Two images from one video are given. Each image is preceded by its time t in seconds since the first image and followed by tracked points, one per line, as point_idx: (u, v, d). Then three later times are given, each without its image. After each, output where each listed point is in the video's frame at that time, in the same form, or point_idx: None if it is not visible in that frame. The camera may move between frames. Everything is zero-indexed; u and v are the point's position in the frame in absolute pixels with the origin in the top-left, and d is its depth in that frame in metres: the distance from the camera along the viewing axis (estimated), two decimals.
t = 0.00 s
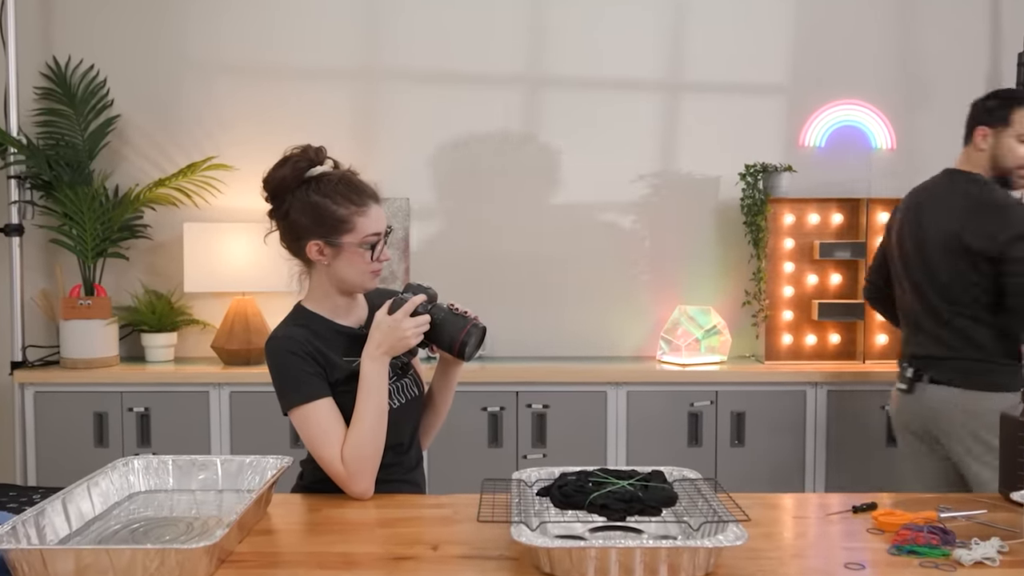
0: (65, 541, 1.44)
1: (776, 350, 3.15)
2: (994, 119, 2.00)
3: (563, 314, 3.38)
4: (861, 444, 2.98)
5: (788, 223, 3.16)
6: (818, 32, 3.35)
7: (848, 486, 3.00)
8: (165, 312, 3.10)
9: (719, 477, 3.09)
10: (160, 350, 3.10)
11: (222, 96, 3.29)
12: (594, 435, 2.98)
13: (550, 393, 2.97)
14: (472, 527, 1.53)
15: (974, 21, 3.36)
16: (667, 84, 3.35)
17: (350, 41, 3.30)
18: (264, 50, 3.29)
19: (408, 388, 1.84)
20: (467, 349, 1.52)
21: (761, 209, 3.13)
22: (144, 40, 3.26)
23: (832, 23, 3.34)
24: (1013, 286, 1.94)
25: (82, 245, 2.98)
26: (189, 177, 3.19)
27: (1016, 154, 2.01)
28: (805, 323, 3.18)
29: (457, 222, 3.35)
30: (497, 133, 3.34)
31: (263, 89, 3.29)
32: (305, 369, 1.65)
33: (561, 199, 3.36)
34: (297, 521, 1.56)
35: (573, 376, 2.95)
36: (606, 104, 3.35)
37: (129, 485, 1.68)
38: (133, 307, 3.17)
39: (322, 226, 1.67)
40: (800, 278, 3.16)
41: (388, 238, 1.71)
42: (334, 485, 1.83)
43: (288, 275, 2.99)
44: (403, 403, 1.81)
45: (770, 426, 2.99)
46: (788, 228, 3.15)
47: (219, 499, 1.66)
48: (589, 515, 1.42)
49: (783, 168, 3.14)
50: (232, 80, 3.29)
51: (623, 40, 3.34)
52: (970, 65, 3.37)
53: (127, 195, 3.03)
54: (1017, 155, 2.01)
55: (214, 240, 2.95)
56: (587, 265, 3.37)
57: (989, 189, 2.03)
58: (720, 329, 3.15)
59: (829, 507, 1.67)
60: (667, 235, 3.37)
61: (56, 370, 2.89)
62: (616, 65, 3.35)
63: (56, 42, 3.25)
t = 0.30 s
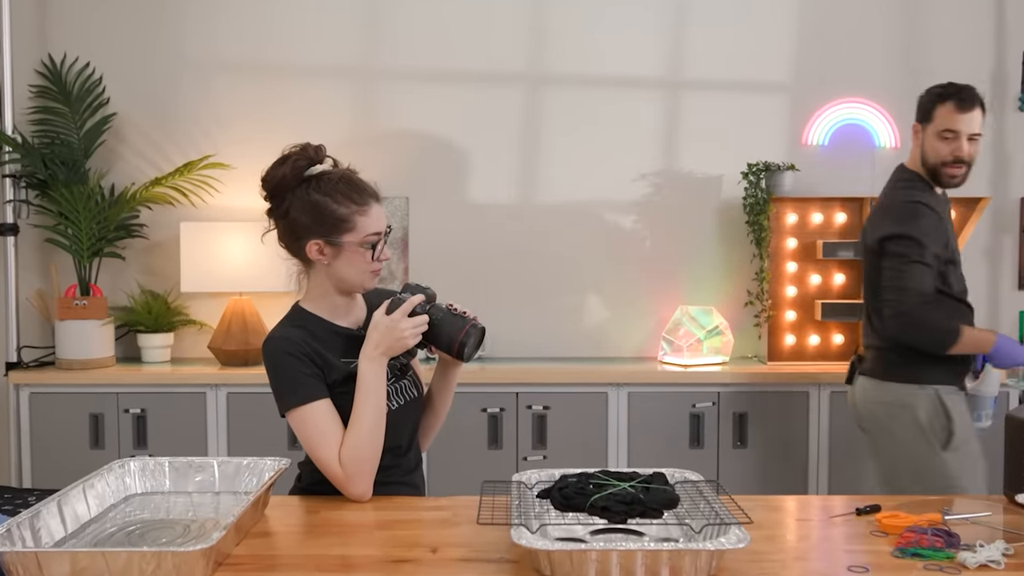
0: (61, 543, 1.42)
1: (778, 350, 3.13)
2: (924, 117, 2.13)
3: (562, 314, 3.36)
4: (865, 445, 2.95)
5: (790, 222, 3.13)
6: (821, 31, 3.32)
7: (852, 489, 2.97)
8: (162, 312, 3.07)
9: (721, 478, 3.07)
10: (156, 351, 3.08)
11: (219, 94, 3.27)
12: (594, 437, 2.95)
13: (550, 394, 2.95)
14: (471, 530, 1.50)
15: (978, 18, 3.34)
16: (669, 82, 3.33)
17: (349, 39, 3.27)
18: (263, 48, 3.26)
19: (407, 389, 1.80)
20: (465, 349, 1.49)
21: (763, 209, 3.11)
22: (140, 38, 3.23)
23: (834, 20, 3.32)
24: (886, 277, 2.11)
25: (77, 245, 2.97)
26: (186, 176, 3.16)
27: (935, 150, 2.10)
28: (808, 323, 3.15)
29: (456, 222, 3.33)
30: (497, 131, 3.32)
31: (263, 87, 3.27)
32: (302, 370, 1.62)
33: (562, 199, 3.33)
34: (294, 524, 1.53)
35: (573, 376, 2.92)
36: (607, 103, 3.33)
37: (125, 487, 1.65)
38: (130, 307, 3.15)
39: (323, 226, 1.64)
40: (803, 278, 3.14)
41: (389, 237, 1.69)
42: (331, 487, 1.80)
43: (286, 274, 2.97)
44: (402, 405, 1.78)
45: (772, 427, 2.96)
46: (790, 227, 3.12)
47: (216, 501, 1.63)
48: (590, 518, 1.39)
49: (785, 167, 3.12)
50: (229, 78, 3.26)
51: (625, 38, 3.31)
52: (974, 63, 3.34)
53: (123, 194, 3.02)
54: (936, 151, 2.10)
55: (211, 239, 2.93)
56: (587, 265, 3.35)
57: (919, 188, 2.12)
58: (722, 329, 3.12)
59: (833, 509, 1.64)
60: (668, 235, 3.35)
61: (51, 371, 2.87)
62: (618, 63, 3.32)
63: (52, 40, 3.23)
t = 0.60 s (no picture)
0: (56, 546, 1.39)
1: (780, 351, 3.10)
2: (865, 113, 2.11)
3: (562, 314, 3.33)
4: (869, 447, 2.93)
5: (793, 221, 3.10)
6: (824, 29, 3.29)
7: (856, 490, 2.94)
8: (158, 312, 3.05)
9: (723, 480, 3.04)
10: (152, 352, 3.06)
11: (217, 92, 3.24)
12: (595, 438, 2.93)
13: (551, 395, 2.92)
14: (471, 532, 1.47)
15: (983, 15, 3.31)
16: (670, 80, 3.30)
17: (348, 36, 3.25)
18: (261, 46, 3.24)
19: (406, 391, 1.77)
20: (463, 350, 1.46)
21: (766, 208, 3.08)
22: (136, 36, 3.21)
23: (837, 18, 3.29)
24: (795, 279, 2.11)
25: (73, 244, 2.95)
26: (182, 174, 3.14)
27: (875, 146, 2.05)
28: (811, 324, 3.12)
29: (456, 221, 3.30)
30: (498, 129, 3.29)
31: (264, 85, 3.25)
32: (299, 371, 1.60)
33: (563, 197, 3.31)
34: (292, 526, 1.51)
35: (574, 376, 2.90)
36: (609, 101, 3.30)
37: (121, 489, 1.62)
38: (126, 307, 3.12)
39: (322, 225, 1.62)
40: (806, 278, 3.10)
41: (388, 237, 1.66)
42: (329, 490, 1.77)
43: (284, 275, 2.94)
44: (401, 406, 1.75)
45: (775, 429, 2.93)
46: (793, 226, 3.09)
47: (213, 503, 1.60)
48: (591, 520, 1.37)
49: (789, 166, 3.09)
50: (227, 76, 3.24)
51: (627, 36, 3.29)
52: (979, 60, 3.32)
53: (119, 193, 3.00)
54: (875, 147, 2.05)
55: (208, 238, 2.90)
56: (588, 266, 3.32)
57: (849, 187, 2.09)
58: (724, 330, 3.09)
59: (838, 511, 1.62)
60: (670, 235, 3.32)
61: (47, 372, 2.85)
62: (620, 61, 3.30)
63: (47, 38, 3.20)
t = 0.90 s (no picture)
0: (52, 548, 1.37)
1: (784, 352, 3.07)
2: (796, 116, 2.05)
3: (562, 314, 3.31)
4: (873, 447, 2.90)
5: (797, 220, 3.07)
6: (825, 28, 3.27)
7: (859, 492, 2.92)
8: (155, 313, 3.02)
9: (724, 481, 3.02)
10: (149, 353, 3.04)
11: (214, 91, 3.22)
12: (595, 439, 2.90)
13: (551, 397, 2.90)
14: (470, 534, 1.45)
15: (988, 12, 3.29)
16: (671, 78, 3.28)
17: (347, 34, 3.23)
18: (259, 44, 3.21)
19: (405, 392, 1.74)
20: (461, 350, 1.44)
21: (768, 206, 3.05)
22: (133, 34, 3.19)
23: (840, 15, 3.27)
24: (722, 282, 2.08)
25: (69, 244, 2.93)
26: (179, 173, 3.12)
27: (807, 150, 1.99)
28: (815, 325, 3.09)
29: (457, 221, 3.28)
30: (498, 127, 3.27)
31: (262, 83, 3.22)
32: (296, 372, 1.57)
33: (563, 197, 3.28)
34: (290, 528, 1.48)
35: (575, 377, 2.87)
36: (611, 101, 3.28)
37: (117, 491, 1.59)
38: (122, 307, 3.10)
39: (319, 223, 1.60)
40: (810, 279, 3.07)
41: (386, 237, 1.63)
42: (327, 492, 1.74)
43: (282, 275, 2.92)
44: (400, 407, 1.72)
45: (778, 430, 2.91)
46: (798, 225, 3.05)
47: (210, 505, 1.57)
48: (591, 523, 1.34)
49: (792, 165, 3.05)
50: (224, 73, 3.21)
51: (628, 35, 3.27)
52: (983, 57, 3.29)
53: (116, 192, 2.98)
54: (807, 151, 1.99)
55: (205, 238, 2.88)
56: (589, 266, 3.30)
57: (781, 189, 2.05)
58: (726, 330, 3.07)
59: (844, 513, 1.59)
60: (672, 234, 3.29)
61: (42, 373, 2.83)
62: (620, 58, 3.27)
63: (43, 36, 3.18)
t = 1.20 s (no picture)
0: (46, 552, 1.35)
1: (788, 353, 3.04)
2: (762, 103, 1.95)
3: (563, 314, 3.28)
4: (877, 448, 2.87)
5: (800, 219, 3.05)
6: (828, 26, 3.25)
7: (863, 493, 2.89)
8: (151, 313, 3.01)
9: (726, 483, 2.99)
10: (145, 353, 3.02)
11: (211, 89, 3.20)
12: (597, 441, 2.88)
13: (551, 398, 2.88)
14: (470, 537, 1.42)
15: (992, 9, 3.26)
16: (673, 76, 3.25)
17: (347, 32, 3.20)
18: (257, 42, 3.19)
19: (405, 393, 1.72)
20: (459, 351, 1.41)
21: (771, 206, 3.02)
22: (129, 32, 3.17)
23: (843, 13, 3.24)
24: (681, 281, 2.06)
25: (64, 244, 2.93)
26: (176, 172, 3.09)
27: (772, 141, 1.91)
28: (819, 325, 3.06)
29: (457, 220, 3.25)
30: (499, 126, 3.25)
31: (260, 81, 3.20)
32: (293, 372, 1.55)
33: (564, 196, 3.26)
34: (290, 531, 1.46)
35: (575, 378, 2.85)
36: (612, 99, 3.26)
37: (113, 493, 1.56)
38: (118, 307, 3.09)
39: (315, 220, 1.57)
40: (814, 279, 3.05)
41: (385, 238, 1.60)
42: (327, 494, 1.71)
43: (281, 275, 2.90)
44: (400, 409, 1.69)
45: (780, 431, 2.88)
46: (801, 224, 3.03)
47: (207, 508, 1.54)
48: (592, 524, 1.32)
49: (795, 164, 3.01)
50: (222, 72, 3.19)
51: (629, 33, 3.24)
52: (988, 55, 3.27)
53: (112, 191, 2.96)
54: (773, 142, 1.91)
55: (202, 237, 2.86)
56: (590, 266, 3.27)
57: (742, 184, 2.01)
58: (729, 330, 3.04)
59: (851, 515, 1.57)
60: (674, 234, 3.27)
61: (37, 374, 2.81)
62: (621, 56, 3.25)
63: (38, 34, 3.16)
